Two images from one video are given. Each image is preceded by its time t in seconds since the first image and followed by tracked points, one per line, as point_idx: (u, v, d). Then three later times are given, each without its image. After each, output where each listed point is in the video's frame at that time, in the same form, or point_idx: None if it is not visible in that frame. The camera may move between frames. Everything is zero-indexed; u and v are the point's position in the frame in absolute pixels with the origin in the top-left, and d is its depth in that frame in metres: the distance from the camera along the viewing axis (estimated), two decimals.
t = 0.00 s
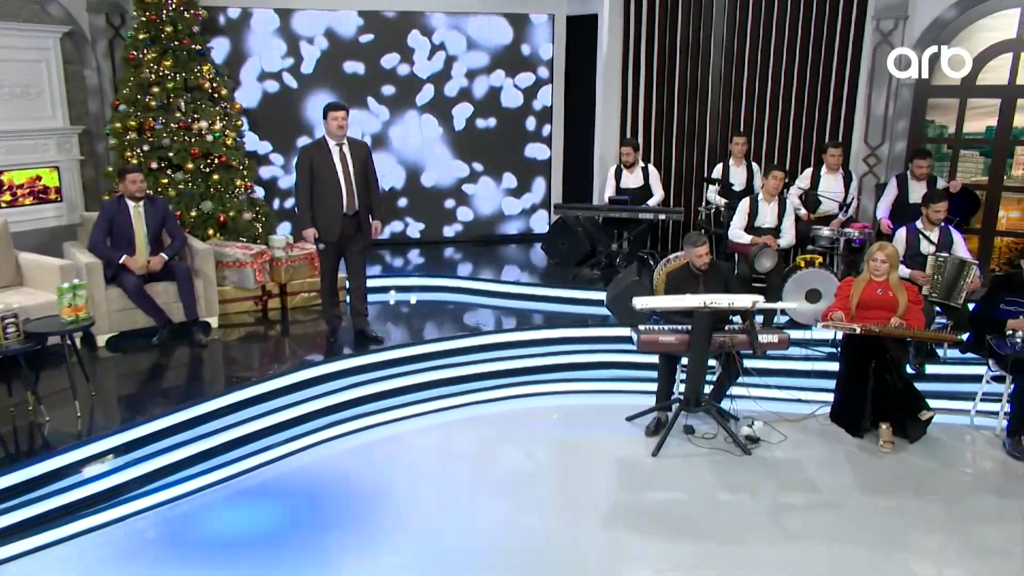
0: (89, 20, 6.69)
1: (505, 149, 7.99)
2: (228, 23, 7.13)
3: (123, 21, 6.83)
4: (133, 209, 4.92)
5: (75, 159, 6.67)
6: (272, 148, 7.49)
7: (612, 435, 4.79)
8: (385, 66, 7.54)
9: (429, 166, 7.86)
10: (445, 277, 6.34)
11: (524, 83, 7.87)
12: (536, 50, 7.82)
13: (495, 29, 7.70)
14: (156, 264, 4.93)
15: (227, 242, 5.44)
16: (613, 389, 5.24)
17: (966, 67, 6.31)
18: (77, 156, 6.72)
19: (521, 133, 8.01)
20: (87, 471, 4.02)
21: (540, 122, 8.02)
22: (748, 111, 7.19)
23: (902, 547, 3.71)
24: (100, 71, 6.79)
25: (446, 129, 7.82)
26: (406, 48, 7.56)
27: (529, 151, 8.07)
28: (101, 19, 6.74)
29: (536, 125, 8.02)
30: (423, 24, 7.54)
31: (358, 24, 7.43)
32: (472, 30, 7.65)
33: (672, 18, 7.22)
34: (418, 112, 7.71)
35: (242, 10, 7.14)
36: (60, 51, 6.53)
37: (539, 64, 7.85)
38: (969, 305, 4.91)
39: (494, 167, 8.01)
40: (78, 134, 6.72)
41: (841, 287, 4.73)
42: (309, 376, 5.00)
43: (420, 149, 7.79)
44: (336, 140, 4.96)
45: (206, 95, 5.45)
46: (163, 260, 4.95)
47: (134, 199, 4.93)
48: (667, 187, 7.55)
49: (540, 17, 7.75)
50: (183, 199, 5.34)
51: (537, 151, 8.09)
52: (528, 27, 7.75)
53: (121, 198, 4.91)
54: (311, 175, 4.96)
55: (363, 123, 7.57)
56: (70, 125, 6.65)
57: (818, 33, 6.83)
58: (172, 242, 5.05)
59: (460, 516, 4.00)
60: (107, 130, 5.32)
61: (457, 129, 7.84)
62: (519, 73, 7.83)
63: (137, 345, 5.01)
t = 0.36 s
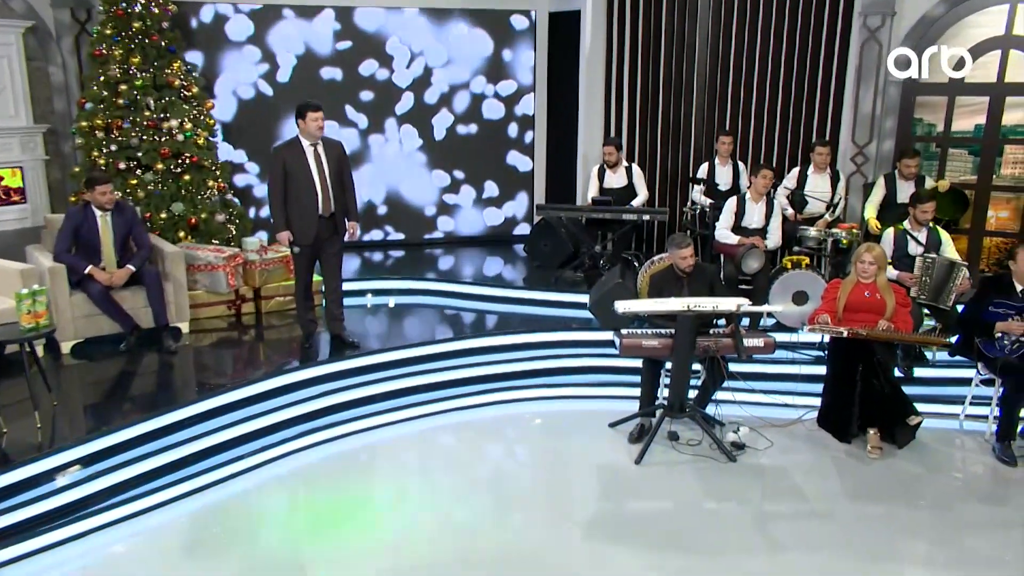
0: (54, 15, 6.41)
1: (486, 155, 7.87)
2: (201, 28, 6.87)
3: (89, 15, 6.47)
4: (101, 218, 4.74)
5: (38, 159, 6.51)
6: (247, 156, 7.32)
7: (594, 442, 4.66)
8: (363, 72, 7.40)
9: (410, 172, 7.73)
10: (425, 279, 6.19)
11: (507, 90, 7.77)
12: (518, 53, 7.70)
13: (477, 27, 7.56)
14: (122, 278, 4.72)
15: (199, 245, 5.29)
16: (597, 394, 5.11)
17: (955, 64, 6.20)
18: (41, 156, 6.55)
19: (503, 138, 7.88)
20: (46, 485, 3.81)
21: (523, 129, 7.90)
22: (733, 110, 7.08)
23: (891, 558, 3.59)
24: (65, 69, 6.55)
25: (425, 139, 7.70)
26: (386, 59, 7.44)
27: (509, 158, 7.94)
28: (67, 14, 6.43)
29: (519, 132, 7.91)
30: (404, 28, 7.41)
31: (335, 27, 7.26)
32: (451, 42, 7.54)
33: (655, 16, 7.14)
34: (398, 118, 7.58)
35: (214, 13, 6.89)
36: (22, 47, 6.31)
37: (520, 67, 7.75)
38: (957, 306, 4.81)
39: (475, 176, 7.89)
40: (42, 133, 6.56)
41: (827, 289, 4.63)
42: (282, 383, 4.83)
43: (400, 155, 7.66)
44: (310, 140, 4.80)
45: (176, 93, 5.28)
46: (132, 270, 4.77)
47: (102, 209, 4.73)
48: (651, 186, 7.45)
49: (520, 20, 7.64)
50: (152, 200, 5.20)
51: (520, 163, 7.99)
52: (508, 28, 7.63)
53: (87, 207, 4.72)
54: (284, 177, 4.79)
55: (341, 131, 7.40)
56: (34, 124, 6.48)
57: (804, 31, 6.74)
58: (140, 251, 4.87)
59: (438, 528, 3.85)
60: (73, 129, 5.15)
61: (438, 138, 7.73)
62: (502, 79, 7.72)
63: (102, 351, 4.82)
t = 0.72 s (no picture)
0: (14, 10, 6.32)
1: (466, 163, 7.83)
2: (171, 33, 6.62)
3: (51, 10, 6.47)
4: (64, 221, 4.61)
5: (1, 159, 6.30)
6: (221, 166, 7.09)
7: (575, 449, 4.53)
8: (340, 81, 7.31)
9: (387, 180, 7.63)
10: (403, 282, 6.06)
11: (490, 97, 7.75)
12: (499, 57, 7.69)
13: (456, 28, 7.51)
14: (83, 283, 4.56)
15: (167, 248, 5.17)
16: (578, 400, 4.99)
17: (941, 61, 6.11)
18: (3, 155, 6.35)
19: (483, 145, 7.84)
20: None
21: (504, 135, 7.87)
22: (717, 108, 7.00)
23: (879, 569, 3.46)
24: (26, 65, 6.44)
25: (404, 150, 7.64)
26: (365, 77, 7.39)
27: (489, 165, 7.90)
28: (28, 8, 6.36)
29: (501, 139, 7.87)
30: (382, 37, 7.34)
31: (311, 32, 7.12)
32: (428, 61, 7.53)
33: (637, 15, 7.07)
34: (375, 126, 7.50)
35: (186, 18, 6.66)
36: None
37: (500, 71, 7.72)
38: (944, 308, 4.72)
39: (455, 185, 7.83)
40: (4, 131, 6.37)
41: (813, 291, 4.52)
42: (253, 392, 4.64)
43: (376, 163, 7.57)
44: (283, 140, 4.60)
45: (144, 90, 5.11)
46: (95, 276, 4.63)
47: (64, 211, 4.61)
48: (634, 186, 7.36)
49: (501, 25, 7.61)
50: (119, 201, 5.05)
51: (501, 174, 7.96)
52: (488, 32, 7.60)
53: (49, 209, 4.59)
54: (255, 181, 4.60)
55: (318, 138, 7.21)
56: None
57: (788, 28, 6.65)
58: (102, 251, 4.77)
59: (415, 538, 3.68)
60: (36, 127, 4.97)
61: (416, 149, 7.67)
62: (483, 86, 7.70)
63: (66, 359, 4.66)
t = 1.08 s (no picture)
0: None
1: (444, 173, 7.72)
2: (139, 36, 6.42)
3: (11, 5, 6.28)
4: (22, 223, 4.43)
5: None
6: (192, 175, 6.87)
7: (554, 456, 4.39)
8: (315, 88, 7.13)
9: (362, 190, 7.48)
10: (381, 284, 5.92)
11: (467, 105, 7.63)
12: (478, 62, 7.58)
13: (434, 31, 7.41)
14: (44, 286, 4.36)
15: (134, 250, 5.05)
16: (559, 405, 4.86)
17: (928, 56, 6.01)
18: None
19: (462, 153, 7.73)
20: None
21: (483, 141, 7.75)
22: (701, 106, 6.88)
23: None
24: None
25: (382, 160, 7.50)
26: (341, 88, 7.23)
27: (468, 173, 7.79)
28: None
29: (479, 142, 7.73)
30: (358, 47, 7.21)
31: (284, 37, 6.95)
32: (404, 75, 7.40)
33: (619, 13, 6.98)
34: (352, 133, 7.35)
35: (154, 20, 6.46)
36: None
37: (480, 76, 7.63)
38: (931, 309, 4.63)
39: (432, 193, 7.72)
40: None
41: (797, 293, 4.41)
42: (222, 399, 4.43)
43: (352, 171, 7.41)
44: (252, 139, 4.38)
45: (109, 87, 5.04)
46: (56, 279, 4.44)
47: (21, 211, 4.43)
48: (617, 185, 7.25)
49: (479, 30, 7.53)
50: (82, 201, 4.92)
51: (481, 184, 7.86)
52: (467, 37, 7.50)
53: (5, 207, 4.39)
54: (223, 179, 4.39)
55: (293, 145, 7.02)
56: None
57: (772, 25, 6.55)
58: (63, 254, 4.59)
59: (390, 546, 3.51)
60: None
61: (394, 157, 7.54)
62: (462, 94, 7.61)
63: (25, 368, 4.46)
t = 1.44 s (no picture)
0: None
1: (422, 182, 7.61)
2: (105, 41, 6.19)
3: None
4: None
5: None
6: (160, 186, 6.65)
7: (532, 464, 4.26)
8: (289, 98, 6.97)
9: (338, 199, 7.33)
10: (356, 287, 5.75)
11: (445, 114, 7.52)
12: (457, 68, 7.50)
13: (414, 30, 7.31)
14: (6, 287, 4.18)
15: (98, 254, 4.90)
16: (538, 412, 4.73)
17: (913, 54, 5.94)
18: None
19: (441, 165, 7.65)
20: None
21: (463, 148, 7.67)
22: (684, 104, 6.78)
23: None
24: None
25: (359, 171, 7.37)
26: (316, 99, 7.09)
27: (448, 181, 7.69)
28: None
29: (461, 151, 7.69)
30: (333, 54, 7.06)
31: (257, 44, 6.77)
32: (383, 99, 7.31)
33: (601, 9, 6.87)
34: (328, 142, 7.19)
35: (121, 25, 6.24)
36: None
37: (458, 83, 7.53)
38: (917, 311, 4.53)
39: (411, 203, 7.60)
40: None
41: (781, 296, 4.30)
42: (188, 408, 4.19)
43: (328, 180, 7.25)
44: (220, 139, 4.20)
45: (70, 84, 4.90)
46: (15, 284, 4.25)
47: None
48: (599, 186, 7.13)
49: (458, 36, 7.44)
50: (44, 203, 4.79)
51: (460, 198, 7.77)
52: (444, 44, 7.43)
53: None
54: (190, 180, 4.20)
55: (268, 154, 6.83)
56: None
57: (755, 23, 6.46)
58: (21, 258, 4.39)
59: (363, 560, 3.34)
60: None
61: (370, 168, 7.41)
62: (440, 104, 7.51)
63: None
